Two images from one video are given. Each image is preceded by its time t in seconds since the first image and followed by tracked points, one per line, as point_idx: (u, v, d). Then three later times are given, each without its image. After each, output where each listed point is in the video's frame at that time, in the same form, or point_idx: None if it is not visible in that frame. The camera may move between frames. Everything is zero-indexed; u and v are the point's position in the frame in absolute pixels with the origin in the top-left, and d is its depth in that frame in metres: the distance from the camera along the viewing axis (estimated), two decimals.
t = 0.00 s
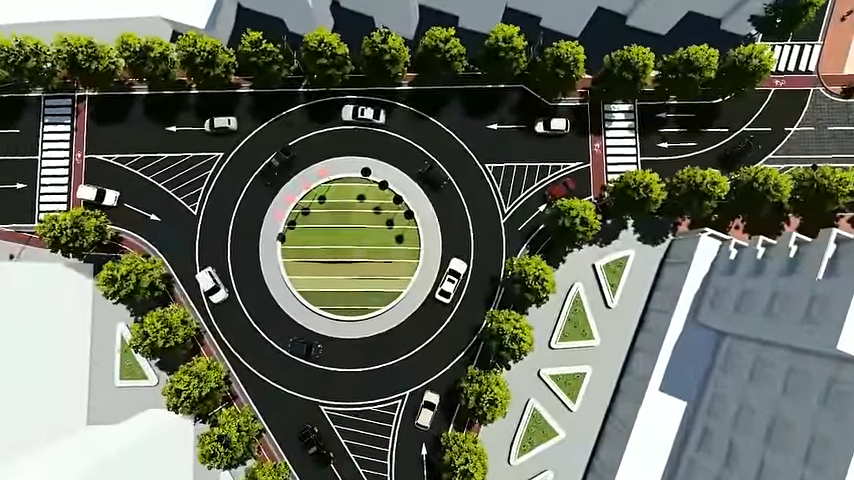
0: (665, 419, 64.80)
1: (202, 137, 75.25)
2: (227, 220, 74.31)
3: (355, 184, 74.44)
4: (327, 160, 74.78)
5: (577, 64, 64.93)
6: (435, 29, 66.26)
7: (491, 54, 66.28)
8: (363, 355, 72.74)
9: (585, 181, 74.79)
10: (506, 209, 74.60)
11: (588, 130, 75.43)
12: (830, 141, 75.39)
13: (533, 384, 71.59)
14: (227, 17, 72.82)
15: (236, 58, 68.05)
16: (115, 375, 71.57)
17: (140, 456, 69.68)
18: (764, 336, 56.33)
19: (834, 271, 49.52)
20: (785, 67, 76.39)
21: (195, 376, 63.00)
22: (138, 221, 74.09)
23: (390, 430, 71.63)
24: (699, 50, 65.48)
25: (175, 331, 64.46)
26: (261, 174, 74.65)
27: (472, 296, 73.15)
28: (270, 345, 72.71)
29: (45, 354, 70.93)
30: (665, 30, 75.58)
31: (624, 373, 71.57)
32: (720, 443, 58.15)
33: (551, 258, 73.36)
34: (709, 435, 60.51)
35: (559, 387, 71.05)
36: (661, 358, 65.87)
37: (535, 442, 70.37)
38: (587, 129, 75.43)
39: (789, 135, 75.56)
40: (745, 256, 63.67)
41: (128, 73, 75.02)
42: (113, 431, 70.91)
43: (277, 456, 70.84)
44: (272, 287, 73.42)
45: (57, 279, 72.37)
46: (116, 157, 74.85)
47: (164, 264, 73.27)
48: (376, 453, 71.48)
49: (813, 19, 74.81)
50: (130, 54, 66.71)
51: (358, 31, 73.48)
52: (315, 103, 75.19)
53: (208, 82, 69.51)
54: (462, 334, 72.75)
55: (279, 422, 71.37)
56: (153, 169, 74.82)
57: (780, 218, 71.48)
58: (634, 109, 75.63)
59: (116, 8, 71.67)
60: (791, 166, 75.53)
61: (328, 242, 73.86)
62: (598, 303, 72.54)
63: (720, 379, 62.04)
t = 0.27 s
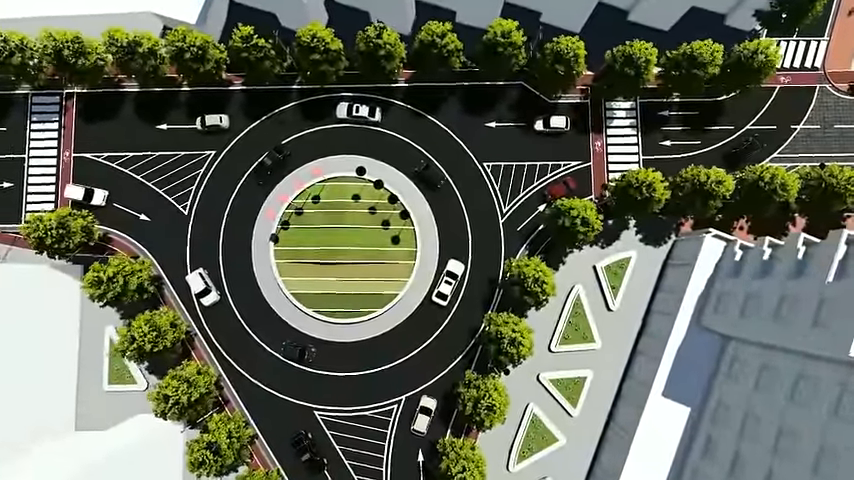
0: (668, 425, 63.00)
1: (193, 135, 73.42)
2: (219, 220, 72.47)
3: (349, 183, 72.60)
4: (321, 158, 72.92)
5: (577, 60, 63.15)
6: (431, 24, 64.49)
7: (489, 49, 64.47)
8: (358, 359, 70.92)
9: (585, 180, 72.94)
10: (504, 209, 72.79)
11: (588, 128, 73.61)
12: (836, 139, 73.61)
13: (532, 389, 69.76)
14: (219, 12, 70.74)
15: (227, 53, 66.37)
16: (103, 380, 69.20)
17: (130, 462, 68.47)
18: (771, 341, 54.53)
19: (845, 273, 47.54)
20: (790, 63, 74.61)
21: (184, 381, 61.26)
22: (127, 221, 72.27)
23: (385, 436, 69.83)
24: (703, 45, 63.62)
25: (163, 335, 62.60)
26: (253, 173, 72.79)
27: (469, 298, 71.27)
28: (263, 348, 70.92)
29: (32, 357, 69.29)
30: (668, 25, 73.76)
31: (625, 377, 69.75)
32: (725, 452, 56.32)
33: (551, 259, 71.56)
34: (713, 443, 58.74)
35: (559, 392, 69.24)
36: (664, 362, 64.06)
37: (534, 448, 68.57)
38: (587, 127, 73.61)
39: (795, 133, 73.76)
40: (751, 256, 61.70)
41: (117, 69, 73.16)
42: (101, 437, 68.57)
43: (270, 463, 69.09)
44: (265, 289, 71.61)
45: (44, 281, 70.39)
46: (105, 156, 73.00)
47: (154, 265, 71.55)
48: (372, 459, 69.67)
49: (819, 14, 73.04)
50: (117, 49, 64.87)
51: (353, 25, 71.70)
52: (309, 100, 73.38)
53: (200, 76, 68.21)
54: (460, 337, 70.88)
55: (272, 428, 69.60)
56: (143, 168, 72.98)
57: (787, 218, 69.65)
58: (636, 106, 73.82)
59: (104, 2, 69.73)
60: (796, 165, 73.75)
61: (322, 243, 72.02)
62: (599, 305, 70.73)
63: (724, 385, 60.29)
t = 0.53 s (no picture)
0: (657, 426, 62.51)
1: (180, 134, 73.07)
2: (206, 220, 72.11)
3: (337, 182, 72.20)
4: (308, 158, 72.57)
5: (565, 58, 62.82)
6: (418, 22, 64.24)
7: (476, 48, 64.07)
8: (345, 360, 70.51)
9: (574, 179, 72.56)
10: (493, 209, 72.40)
11: (577, 127, 73.28)
12: (826, 138, 73.27)
13: (520, 389, 69.32)
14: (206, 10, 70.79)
15: (214, 52, 66.14)
16: (89, 380, 68.73)
17: (114, 465, 67.64)
18: (757, 341, 54.13)
19: (830, 274, 46.94)
20: (780, 62, 74.30)
21: (168, 381, 60.82)
22: (113, 220, 71.89)
23: (372, 437, 69.41)
24: (691, 43, 63.22)
25: (148, 335, 62.15)
26: (240, 173, 72.42)
27: (457, 298, 70.86)
28: (249, 348, 70.54)
29: (16, 358, 68.80)
30: (657, 24, 73.46)
31: (614, 377, 69.33)
32: (712, 453, 55.97)
33: (540, 259, 71.17)
34: (701, 444, 58.40)
35: (547, 393, 68.80)
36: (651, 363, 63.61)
37: (522, 450, 68.13)
38: (576, 126, 73.29)
39: (785, 132, 73.45)
40: (737, 256, 61.11)
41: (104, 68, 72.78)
42: (86, 439, 68.09)
43: (256, 465, 68.66)
44: (252, 289, 71.20)
45: (29, 281, 70.04)
46: (91, 155, 72.62)
47: (140, 265, 71.15)
48: (359, 460, 69.25)
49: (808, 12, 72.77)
50: (101, 47, 64.56)
51: (339, 24, 71.88)
52: (297, 99, 73.15)
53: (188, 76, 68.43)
54: (448, 337, 70.48)
55: (258, 429, 69.21)
56: (129, 167, 72.59)
57: (776, 218, 69.39)
58: (625, 106, 73.59)
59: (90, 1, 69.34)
60: (786, 164, 73.42)
61: (309, 243, 71.59)
62: (587, 305, 70.33)
63: (713, 386, 59.93)
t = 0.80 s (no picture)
0: (639, 424, 62.51)
1: (165, 133, 73.08)
2: (191, 219, 72.15)
3: (321, 181, 72.24)
4: (293, 156, 72.62)
5: (547, 57, 62.49)
6: (400, 20, 64.15)
7: (459, 46, 64.04)
8: (330, 358, 70.55)
9: (559, 178, 72.57)
10: (478, 207, 72.42)
11: (562, 126, 73.34)
12: (812, 137, 73.28)
13: (505, 388, 69.36)
14: (192, 8, 70.43)
15: (197, 50, 65.83)
16: (73, 379, 68.79)
17: (98, 463, 67.73)
18: (736, 340, 54.26)
19: (806, 273, 47.00)
20: (766, 61, 74.34)
21: (150, 380, 60.80)
22: (98, 219, 71.93)
23: (357, 436, 69.42)
24: (673, 42, 63.23)
25: (130, 334, 62.25)
26: (225, 172, 72.48)
27: (442, 297, 70.87)
28: (234, 347, 70.57)
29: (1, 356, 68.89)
30: (642, 23, 73.51)
31: (599, 376, 69.35)
32: (692, 451, 56.04)
33: (524, 257, 71.20)
34: (682, 442, 58.47)
35: (531, 391, 68.84)
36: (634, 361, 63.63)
37: (506, 448, 68.12)
38: (561, 125, 73.34)
39: (770, 131, 73.53)
40: (719, 255, 61.04)
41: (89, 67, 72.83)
42: (70, 437, 68.13)
43: (240, 463, 68.69)
44: (236, 288, 71.21)
45: (14, 280, 70.14)
46: (76, 154, 72.64)
47: (124, 264, 71.18)
48: (343, 458, 69.25)
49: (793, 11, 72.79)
50: (84, 46, 64.49)
51: (324, 22, 71.13)
52: (282, 98, 73.24)
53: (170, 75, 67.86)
54: (432, 336, 70.50)
55: (242, 427, 69.27)
56: (114, 166, 72.62)
57: (760, 217, 69.39)
58: (610, 105, 73.66)
59: None
60: (771, 163, 73.45)
61: (294, 242, 71.62)
62: (572, 304, 70.34)
63: (694, 384, 60.00)
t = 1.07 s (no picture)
0: (620, 422, 62.51)
1: (149, 131, 73.06)
2: (174, 217, 72.16)
3: (304, 180, 72.21)
4: (276, 155, 72.59)
5: (527, 55, 62.75)
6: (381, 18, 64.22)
7: (440, 45, 64.07)
8: (312, 357, 70.54)
9: (542, 176, 72.61)
10: (461, 206, 72.43)
11: (546, 124, 73.39)
12: (795, 136, 73.41)
13: (487, 386, 69.36)
14: (175, 7, 70.31)
15: (179, 49, 65.91)
16: (56, 377, 68.83)
17: (80, 461, 67.78)
18: (714, 338, 54.13)
19: (780, 270, 46.86)
20: (749, 59, 74.44)
21: (130, 378, 60.90)
22: (82, 218, 71.94)
23: (339, 434, 69.43)
24: (653, 40, 63.28)
25: (110, 332, 62.46)
26: (209, 170, 72.48)
27: (425, 295, 70.88)
28: (217, 345, 70.57)
29: None
30: (626, 21, 73.56)
31: (581, 374, 69.38)
32: (671, 449, 55.82)
33: (507, 256, 71.24)
34: (661, 441, 58.25)
35: (514, 389, 68.86)
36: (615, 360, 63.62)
37: (488, 447, 68.15)
38: (545, 123, 73.37)
39: (754, 129, 73.60)
40: (698, 253, 60.93)
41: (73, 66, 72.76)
42: (52, 435, 68.15)
43: (223, 461, 68.73)
44: (219, 287, 71.22)
45: None
46: (60, 152, 72.61)
47: (108, 262, 71.21)
48: (325, 456, 69.24)
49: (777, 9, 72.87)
50: (65, 44, 64.45)
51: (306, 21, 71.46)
52: (266, 97, 73.21)
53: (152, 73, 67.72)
54: (415, 334, 70.52)
55: (225, 425, 69.29)
56: (98, 164, 72.61)
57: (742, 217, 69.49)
58: (594, 103, 73.72)
59: None
60: (755, 161, 73.54)
61: (277, 240, 71.60)
62: (555, 303, 70.39)
63: (674, 382, 59.86)
